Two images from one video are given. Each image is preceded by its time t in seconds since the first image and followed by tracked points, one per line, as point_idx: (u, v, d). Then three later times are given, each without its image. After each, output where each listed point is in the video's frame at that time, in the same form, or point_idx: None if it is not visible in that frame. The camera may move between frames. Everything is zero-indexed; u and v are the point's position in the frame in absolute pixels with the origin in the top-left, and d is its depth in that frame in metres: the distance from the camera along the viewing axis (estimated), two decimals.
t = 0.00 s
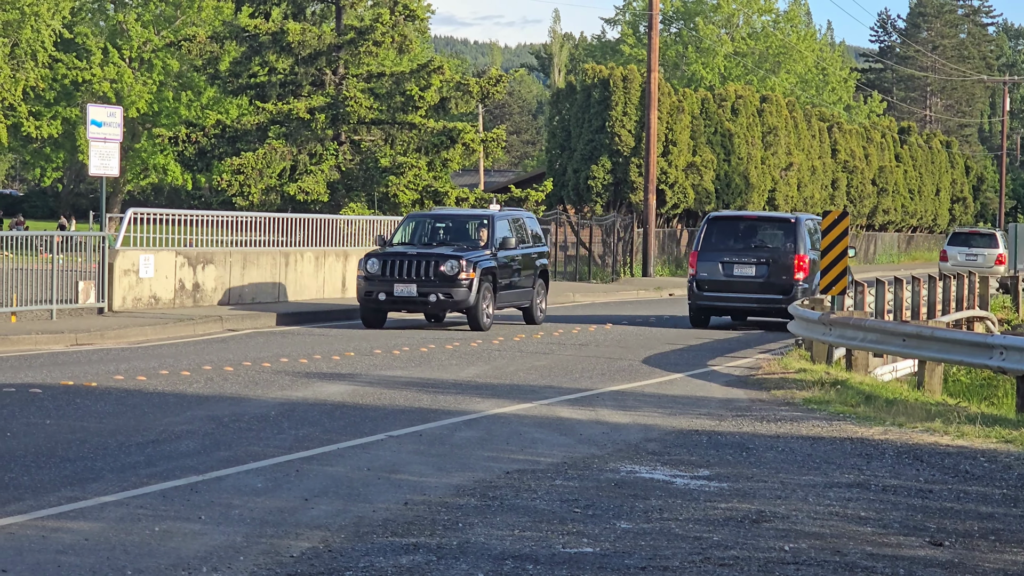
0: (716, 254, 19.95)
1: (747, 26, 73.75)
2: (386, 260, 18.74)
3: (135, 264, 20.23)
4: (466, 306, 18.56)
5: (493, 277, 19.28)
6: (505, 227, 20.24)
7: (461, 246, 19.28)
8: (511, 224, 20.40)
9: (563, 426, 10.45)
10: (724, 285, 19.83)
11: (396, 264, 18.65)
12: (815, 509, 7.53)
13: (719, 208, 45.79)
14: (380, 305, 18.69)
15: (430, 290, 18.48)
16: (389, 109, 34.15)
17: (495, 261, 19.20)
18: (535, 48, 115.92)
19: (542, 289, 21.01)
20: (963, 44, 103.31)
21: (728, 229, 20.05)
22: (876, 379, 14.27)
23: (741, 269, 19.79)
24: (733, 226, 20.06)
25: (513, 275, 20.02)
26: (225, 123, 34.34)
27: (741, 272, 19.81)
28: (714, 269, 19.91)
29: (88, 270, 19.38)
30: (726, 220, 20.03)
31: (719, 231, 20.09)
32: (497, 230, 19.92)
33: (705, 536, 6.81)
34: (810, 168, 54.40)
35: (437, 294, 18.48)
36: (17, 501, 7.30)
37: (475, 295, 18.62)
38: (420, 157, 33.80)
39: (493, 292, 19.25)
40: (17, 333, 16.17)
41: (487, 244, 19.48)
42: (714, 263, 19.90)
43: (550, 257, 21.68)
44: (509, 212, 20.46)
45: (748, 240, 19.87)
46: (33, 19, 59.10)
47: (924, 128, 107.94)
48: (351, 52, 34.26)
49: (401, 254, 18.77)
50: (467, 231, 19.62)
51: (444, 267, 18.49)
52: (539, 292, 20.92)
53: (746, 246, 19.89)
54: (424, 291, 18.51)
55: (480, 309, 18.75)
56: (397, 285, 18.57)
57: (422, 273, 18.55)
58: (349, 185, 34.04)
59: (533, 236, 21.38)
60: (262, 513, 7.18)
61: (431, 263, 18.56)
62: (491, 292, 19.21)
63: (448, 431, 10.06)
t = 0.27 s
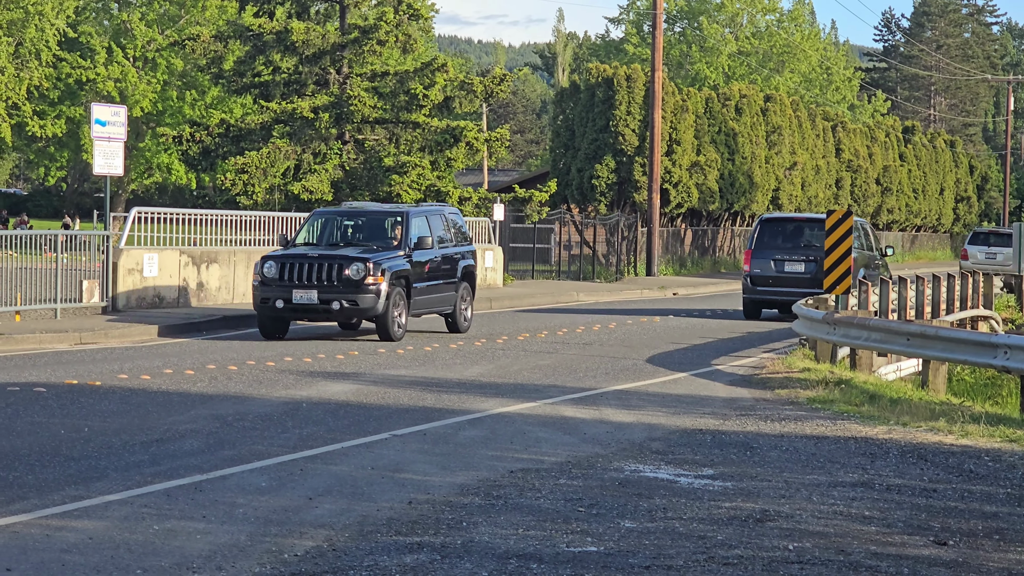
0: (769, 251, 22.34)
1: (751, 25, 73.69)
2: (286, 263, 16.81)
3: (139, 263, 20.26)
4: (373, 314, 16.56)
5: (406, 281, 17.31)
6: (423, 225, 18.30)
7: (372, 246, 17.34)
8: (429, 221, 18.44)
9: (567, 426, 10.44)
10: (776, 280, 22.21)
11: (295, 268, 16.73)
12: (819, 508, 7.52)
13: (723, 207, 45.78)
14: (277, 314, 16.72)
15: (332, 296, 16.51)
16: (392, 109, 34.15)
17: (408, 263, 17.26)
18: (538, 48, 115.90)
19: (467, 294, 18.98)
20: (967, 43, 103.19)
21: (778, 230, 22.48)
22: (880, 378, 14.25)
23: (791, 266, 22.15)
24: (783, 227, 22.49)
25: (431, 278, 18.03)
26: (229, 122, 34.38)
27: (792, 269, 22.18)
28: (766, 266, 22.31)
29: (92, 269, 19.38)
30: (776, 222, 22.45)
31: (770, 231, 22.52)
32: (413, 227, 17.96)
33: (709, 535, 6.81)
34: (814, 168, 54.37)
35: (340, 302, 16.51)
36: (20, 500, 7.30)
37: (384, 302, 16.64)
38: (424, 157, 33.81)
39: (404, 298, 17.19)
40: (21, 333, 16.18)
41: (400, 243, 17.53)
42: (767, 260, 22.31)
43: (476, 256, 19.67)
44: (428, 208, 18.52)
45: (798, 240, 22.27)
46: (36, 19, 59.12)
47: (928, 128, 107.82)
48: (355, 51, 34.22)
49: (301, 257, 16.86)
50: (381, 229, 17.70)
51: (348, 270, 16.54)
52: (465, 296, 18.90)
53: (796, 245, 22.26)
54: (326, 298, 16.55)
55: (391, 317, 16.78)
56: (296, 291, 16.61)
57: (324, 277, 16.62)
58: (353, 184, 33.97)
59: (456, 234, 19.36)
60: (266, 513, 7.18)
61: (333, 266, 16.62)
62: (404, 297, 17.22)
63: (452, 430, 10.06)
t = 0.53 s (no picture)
0: (814, 249, 24.39)
1: (754, 25, 73.65)
2: (153, 266, 14.99)
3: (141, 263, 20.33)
4: (251, 322, 14.80)
5: (292, 285, 15.50)
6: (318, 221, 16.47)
7: (255, 245, 15.50)
8: (324, 219, 16.54)
9: (570, 426, 10.44)
10: (818, 279, 24.30)
11: (162, 269, 14.94)
12: (822, 508, 7.52)
13: (726, 207, 45.77)
14: (143, 322, 14.93)
15: (204, 301, 14.72)
16: (395, 109, 34.14)
17: (294, 264, 15.46)
18: (541, 47, 115.86)
19: (370, 299, 17.13)
20: (970, 43, 103.05)
21: (819, 232, 24.48)
22: (883, 378, 14.25)
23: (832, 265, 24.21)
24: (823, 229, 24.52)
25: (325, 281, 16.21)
26: (232, 121, 34.35)
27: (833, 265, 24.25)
28: (809, 265, 24.41)
29: (94, 269, 19.45)
30: (817, 224, 24.49)
31: (812, 232, 24.52)
32: (303, 225, 16.07)
33: (712, 536, 6.81)
34: (816, 167, 54.34)
35: (213, 308, 14.72)
36: (23, 500, 7.31)
37: (262, 308, 14.85)
38: (426, 156, 33.80)
39: (289, 303, 15.41)
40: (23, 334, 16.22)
41: (285, 243, 15.66)
42: (809, 260, 24.41)
43: (382, 258, 17.73)
44: (322, 205, 16.61)
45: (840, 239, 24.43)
46: (39, 19, 59.08)
47: (931, 127, 107.69)
48: (358, 51, 34.14)
49: (169, 257, 15.05)
50: (265, 226, 15.82)
51: (221, 272, 14.75)
52: (367, 302, 17.02)
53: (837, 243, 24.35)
54: (196, 303, 14.74)
55: (271, 326, 15.00)
56: (162, 297, 14.82)
57: (196, 280, 14.84)
58: (356, 183, 34.12)
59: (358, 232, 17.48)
60: (269, 512, 7.18)
61: (206, 267, 14.84)
62: (289, 303, 15.42)
63: (455, 430, 10.06)
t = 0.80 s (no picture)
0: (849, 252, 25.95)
1: (754, 26, 73.68)
2: None
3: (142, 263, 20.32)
4: (86, 331, 12.81)
5: (139, 288, 13.57)
6: (175, 216, 14.51)
7: (96, 244, 13.54)
8: (182, 212, 14.63)
9: (570, 427, 10.45)
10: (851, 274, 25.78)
11: None
12: (823, 508, 7.53)
13: (727, 208, 45.75)
14: None
15: (30, 308, 12.75)
16: (396, 109, 34.19)
17: (141, 262, 13.52)
18: (542, 48, 115.87)
19: (241, 306, 15.16)
20: (971, 44, 103.01)
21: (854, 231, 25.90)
22: (883, 379, 14.26)
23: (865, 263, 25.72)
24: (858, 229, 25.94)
25: (184, 285, 14.26)
26: (233, 122, 34.36)
27: (868, 265, 25.87)
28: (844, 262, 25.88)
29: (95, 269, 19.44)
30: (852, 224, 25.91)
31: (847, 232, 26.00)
32: (153, 219, 14.12)
33: (713, 536, 6.81)
34: (817, 169, 54.34)
35: (39, 315, 12.73)
36: (24, 500, 7.32)
37: (99, 315, 12.87)
38: (427, 157, 33.75)
39: (133, 310, 13.42)
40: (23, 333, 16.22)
41: (133, 241, 13.73)
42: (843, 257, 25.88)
43: (256, 260, 15.76)
44: (180, 198, 14.66)
45: (872, 242, 25.78)
46: (39, 19, 59.01)
47: (931, 128, 107.68)
48: (359, 52, 34.17)
49: None
50: (111, 222, 13.88)
51: (50, 274, 12.79)
52: (238, 307, 15.06)
53: (870, 245, 25.86)
54: (22, 310, 12.78)
55: (109, 334, 12.97)
56: None
57: (21, 283, 12.85)
58: (357, 184, 34.13)
59: (229, 230, 15.49)
60: (270, 513, 7.19)
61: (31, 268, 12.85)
62: (134, 310, 13.46)
63: (456, 431, 10.07)
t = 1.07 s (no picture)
0: (878, 253, 26.22)
1: (754, 28, 73.69)
2: None
3: (142, 265, 20.32)
4: None
5: None
6: None
7: None
8: None
9: (570, 428, 10.44)
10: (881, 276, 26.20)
11: None
12: (823, 510, 7.53)
13: (726, 210, 45.79)
14: None
15: None
16: (395, 111, 34.21)
17: None
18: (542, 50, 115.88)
19: (69, 314, 13.20)
20: (970, 46, 102.98)
21: (882, 235, 26.37)
22: (883, 381, 14.26)
23: (895, 265, 26.13)
24: (886, 232, 26.40)
25: None
26: (232, 124, 34.33)
27: (895, 267, 26.17)
28: (874, 265, 26.27)
29: (94, 271, 19.46)
30: (880, 228, 26.38)
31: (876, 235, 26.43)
32: None
33: (712, 538, 6.81)
34: (817, 170, 54.34)
35: None
36: (24, 502, 7.32)
37: None
38: (426, 159, 33.80)
39: None
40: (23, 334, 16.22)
41: None
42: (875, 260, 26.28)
43: (89, 260, 13.75)
44: None
45: (901, 244, 26.21)
46: (39, 21, 59.00)
47: (931, 130, 107.67)
48: (358, 54, 34.19)
49: None
50: None
51: None
52: (63, 318, 13.08)
53: (898, 248, 26.27)
54: None
55: None
56: None
57: None
58: (356, 186, 34.14)
59: (57, 225, 13.47)
60: (269, 515, 7.18)
61: None
62: None
63: (456, 433, 10.06)
